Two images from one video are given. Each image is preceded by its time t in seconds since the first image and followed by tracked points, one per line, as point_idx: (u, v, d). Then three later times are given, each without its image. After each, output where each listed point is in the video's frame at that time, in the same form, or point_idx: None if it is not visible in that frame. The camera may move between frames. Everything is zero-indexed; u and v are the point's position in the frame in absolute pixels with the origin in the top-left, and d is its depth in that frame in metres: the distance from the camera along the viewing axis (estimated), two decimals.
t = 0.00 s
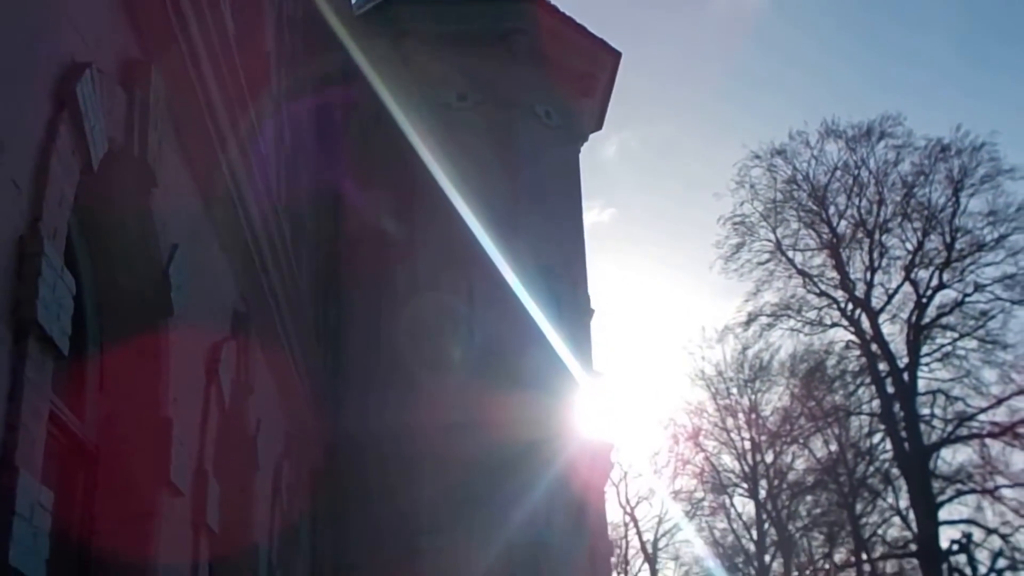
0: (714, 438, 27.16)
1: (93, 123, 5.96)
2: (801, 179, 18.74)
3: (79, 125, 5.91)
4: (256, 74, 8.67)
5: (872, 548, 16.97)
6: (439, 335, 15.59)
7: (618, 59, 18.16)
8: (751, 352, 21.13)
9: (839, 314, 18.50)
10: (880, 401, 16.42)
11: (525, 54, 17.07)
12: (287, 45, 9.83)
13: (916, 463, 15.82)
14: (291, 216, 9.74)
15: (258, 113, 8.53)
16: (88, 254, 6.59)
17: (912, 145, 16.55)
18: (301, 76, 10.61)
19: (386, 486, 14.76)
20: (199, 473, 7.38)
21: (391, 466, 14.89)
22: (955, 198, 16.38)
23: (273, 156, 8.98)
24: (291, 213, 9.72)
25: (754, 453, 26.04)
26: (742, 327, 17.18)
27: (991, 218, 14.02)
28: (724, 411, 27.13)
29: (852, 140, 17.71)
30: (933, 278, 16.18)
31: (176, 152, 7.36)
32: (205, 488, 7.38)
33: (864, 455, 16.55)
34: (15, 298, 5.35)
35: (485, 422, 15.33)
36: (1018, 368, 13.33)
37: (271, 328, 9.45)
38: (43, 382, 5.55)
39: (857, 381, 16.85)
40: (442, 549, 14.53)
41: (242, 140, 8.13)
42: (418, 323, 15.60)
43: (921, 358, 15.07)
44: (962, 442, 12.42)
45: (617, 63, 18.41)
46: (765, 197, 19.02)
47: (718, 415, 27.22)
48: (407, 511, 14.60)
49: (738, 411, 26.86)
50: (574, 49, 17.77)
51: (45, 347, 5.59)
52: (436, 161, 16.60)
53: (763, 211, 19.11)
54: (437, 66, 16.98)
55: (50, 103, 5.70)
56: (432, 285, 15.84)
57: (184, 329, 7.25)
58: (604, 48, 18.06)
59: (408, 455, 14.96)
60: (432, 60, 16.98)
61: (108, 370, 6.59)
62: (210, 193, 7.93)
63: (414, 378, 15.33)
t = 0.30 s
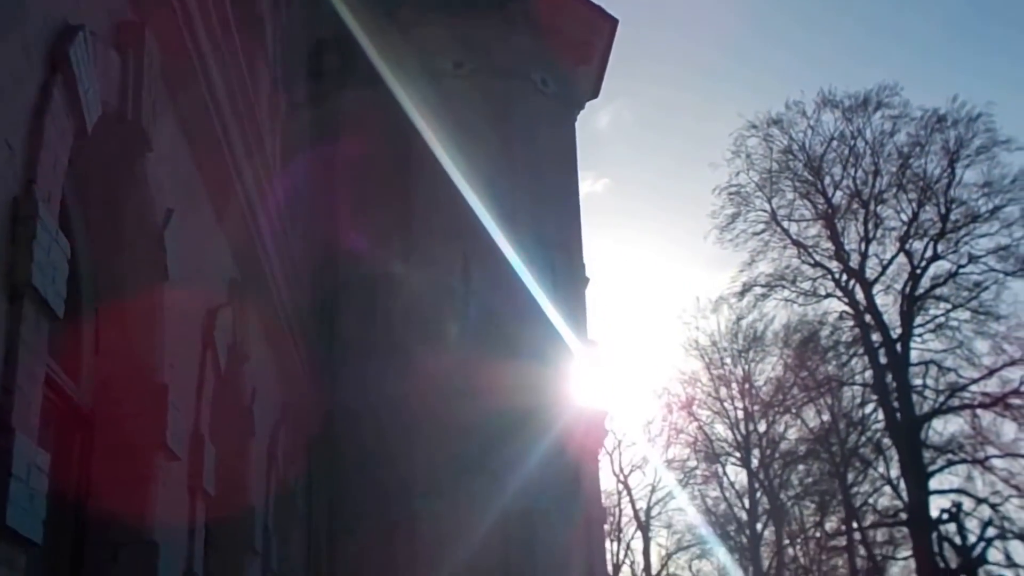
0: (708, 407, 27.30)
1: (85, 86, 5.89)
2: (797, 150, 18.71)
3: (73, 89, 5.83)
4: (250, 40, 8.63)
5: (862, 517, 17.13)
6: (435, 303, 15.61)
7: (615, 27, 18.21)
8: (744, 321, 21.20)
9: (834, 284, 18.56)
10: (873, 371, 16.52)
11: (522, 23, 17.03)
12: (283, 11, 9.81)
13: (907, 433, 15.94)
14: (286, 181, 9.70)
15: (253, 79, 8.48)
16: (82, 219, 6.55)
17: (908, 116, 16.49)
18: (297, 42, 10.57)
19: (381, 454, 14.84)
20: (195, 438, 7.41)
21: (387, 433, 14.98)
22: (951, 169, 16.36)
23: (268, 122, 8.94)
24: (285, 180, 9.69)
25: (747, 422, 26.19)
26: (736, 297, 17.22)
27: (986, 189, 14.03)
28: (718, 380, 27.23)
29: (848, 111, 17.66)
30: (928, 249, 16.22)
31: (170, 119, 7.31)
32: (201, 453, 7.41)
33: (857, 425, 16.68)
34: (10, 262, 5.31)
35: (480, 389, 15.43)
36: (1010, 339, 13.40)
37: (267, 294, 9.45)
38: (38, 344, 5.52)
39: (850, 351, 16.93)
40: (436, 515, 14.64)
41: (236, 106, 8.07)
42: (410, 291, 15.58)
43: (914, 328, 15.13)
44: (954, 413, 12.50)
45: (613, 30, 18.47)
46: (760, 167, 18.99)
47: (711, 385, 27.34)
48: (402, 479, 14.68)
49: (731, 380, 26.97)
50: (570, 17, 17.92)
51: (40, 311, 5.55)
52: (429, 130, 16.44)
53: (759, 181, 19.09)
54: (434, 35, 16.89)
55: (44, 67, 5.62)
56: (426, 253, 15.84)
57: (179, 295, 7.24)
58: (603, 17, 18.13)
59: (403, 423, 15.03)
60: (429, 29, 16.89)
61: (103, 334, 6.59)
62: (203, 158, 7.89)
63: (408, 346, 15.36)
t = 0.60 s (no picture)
0: (703, 378, 27.37)
1: (80, 50, 5.82)
2: (794, 121, 18.69)
3: (67, 52, 5.75)
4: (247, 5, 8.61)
5: (854, 488, 17.25)
6: (429, 270, 15.63)
7: None
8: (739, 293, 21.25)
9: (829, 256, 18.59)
10: (867, 342, 16.58)
11: None
12: None
13: (900, 404, 16.03)
14: (282, 147, 9.71)
15: (248, 44, 8.46)
16: (77, 183, 6.56)
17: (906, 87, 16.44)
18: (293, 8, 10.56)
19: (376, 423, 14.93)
20: (191, 404, 7.43)
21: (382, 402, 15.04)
22: (947, 141, 16.35)
23: (264, 90, 8.93)
24: (281, 147, 9.70)
25: (742, 392, 26.29)
26: (731, 269, 17.22)
27: (982, 161, 14.04)
28: (713, 350, 27.31)
29: (846, 82, 17.60)
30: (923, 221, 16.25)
31: (166, 83, 7.25)
32: (197, 416, 7.44)
33: (851, 396, 16.76)
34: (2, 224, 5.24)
35: (476, 357, 15.50)
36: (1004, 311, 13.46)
37: (262, 261, 9.45)
38: (34, 308, 5.51)
39: (844, 323, 16.98)
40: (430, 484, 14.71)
41: (232, 72, 8.04)
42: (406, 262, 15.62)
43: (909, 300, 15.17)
44: (947, 384, 12.56)
45: None
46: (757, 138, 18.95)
47: (706, 355, 27.41)
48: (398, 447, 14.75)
49: (726, 351, 27.05)
50: None
51: (35, 275, 5.52)
52: (425, 105, 16.29)
53: (755, 152, 19.06)
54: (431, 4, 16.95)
55: (38, 28, 5.53)
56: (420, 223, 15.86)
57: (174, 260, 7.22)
58: None
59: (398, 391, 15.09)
60: None
61: (98, 298, 6.59)
62: (198, 124, 7.84)
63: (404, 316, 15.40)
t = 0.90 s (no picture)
0: (698, 349, 27.44)
1: (74, 15, 5.71)
2: (792, 92, 18.61)
3: (61, 18, 5.66)
4: None
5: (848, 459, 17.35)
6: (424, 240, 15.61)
7: None
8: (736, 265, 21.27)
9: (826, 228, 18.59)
10: (862, 315, 16.62)
11: None
12: None
13: (894, 377, 16.09)
14: (277, 114, 9.65)
15: (242, 9, 8.38)
16: (73, 147, 6.55)
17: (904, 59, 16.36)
18: None
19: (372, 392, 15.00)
20: (186, 371, 7.42)
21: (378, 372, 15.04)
22: (944, 114, 16.30)
23: (260, 56, 8.85)
24: (277, 114, 9.64)
25: (736, 364, 26.37)
26: (727, 241, 17.22)
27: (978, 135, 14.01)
28: (708, 322, 27.32)
29: (845, 53, 17.52)
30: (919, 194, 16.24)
31: (160, 50, 7.16)
32: (193, 382, 7.44)
33: (845, 368, 16.83)
34: None
35: (471, 328, 15.50)
36: (998, 285, 13.49)
37: (258, 228, 9.42)
38: (28, 274, 5.46)
39: (840, 295, 16.99)
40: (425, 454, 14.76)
41: (226, 38, 7.94)
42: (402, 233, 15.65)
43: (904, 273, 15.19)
44: (940, 357, 12.60)
45: None
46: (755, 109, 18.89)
47: (702, 327, 27.46)
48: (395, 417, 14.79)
49: (721, 322, 27.10)
50: None
51: (29, 241, 5.45)
52: (422, 75, 16.42)
53: (753, 123, 19.01)
54: None
55: None
56: (416, 194, 15.82)
57: (169, 226, 7.19)
58: None
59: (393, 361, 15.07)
60: None
61: (93, 262, 6.58)
62: (194, 90, 7.75)
63: (400, 286, 15.41)
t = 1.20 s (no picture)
0: (694, 322, 27.49)
1: None
2: (791, 64, 18.52)
3: None
4: None
5: (842, 431, 17.44)
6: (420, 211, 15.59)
7: None
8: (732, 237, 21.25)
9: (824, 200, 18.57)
10: (858, 288, 16.63)
11: None
12: None
13: (890, 350, 16.12)
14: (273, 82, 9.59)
15: None
16: (65, 110, 6.49)
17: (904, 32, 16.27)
18: None
19: (367, 364, 14.98)
20: (181, 339, 7.41)
21: (374, 342, 15.05)
22: (943, 87, 16.25)
23: (256, 23, 8.79)
24: (272, 82, 9.58)
25: (732, 336, 26.45)
26: (724, 214, 17.19)
27: (977, 108, 13.95)
28: (705, 295, 27.37)
29: (845, 25, 17.42)
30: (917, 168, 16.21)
31: (156, 17, 7.09)
32: (188, 349, 7.43)
33: (841, 341, 16.86)
34: None
35: (467, 299, 15.51)
36: (995, 259, 13.50)
37: (253, 197, 9.38)
38: (23, 239, 5.42)
39: (836, 269, 16.98)
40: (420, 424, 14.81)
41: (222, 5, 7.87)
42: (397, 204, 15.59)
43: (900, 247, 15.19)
44: (936, 331, 12.63)
45: None
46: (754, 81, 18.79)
47: (698, 299, 27.50)
48: (390, 388, 14.84)
49: (718, 295, 27.13)
50: None
51: (24, 205, 5.42)
52: (418, 46, 16.28)
53: (752, 95, 18.93)
54: None
55: None
56: (411, 165, 15.77)
57: (164, 192, 7.14)
58: None
59: (389, 332, 15.08)
60: None
61: (88, 227, 6.54)
62: (189, 56, 7.68)
63: (396, 258, 15.39)
